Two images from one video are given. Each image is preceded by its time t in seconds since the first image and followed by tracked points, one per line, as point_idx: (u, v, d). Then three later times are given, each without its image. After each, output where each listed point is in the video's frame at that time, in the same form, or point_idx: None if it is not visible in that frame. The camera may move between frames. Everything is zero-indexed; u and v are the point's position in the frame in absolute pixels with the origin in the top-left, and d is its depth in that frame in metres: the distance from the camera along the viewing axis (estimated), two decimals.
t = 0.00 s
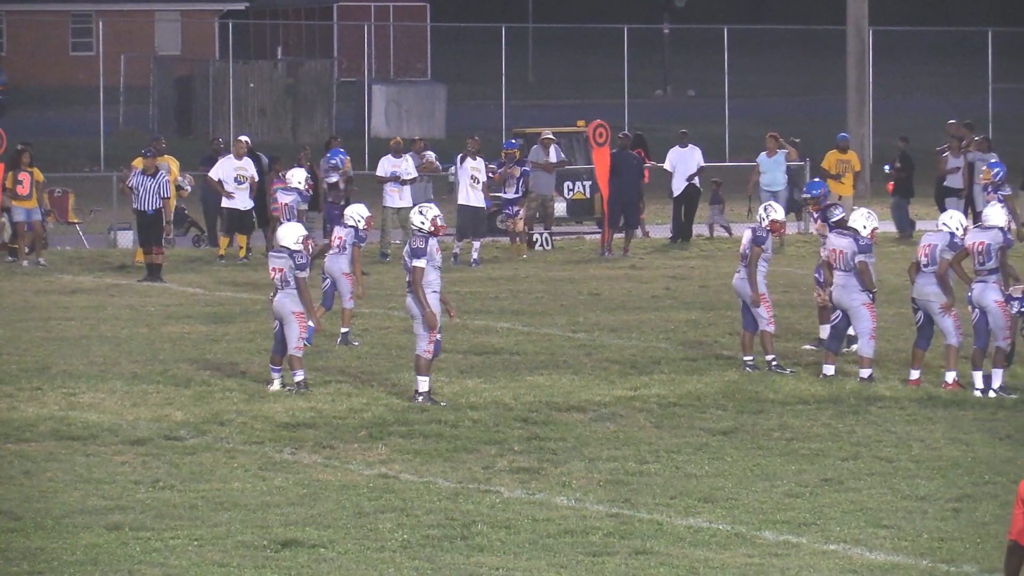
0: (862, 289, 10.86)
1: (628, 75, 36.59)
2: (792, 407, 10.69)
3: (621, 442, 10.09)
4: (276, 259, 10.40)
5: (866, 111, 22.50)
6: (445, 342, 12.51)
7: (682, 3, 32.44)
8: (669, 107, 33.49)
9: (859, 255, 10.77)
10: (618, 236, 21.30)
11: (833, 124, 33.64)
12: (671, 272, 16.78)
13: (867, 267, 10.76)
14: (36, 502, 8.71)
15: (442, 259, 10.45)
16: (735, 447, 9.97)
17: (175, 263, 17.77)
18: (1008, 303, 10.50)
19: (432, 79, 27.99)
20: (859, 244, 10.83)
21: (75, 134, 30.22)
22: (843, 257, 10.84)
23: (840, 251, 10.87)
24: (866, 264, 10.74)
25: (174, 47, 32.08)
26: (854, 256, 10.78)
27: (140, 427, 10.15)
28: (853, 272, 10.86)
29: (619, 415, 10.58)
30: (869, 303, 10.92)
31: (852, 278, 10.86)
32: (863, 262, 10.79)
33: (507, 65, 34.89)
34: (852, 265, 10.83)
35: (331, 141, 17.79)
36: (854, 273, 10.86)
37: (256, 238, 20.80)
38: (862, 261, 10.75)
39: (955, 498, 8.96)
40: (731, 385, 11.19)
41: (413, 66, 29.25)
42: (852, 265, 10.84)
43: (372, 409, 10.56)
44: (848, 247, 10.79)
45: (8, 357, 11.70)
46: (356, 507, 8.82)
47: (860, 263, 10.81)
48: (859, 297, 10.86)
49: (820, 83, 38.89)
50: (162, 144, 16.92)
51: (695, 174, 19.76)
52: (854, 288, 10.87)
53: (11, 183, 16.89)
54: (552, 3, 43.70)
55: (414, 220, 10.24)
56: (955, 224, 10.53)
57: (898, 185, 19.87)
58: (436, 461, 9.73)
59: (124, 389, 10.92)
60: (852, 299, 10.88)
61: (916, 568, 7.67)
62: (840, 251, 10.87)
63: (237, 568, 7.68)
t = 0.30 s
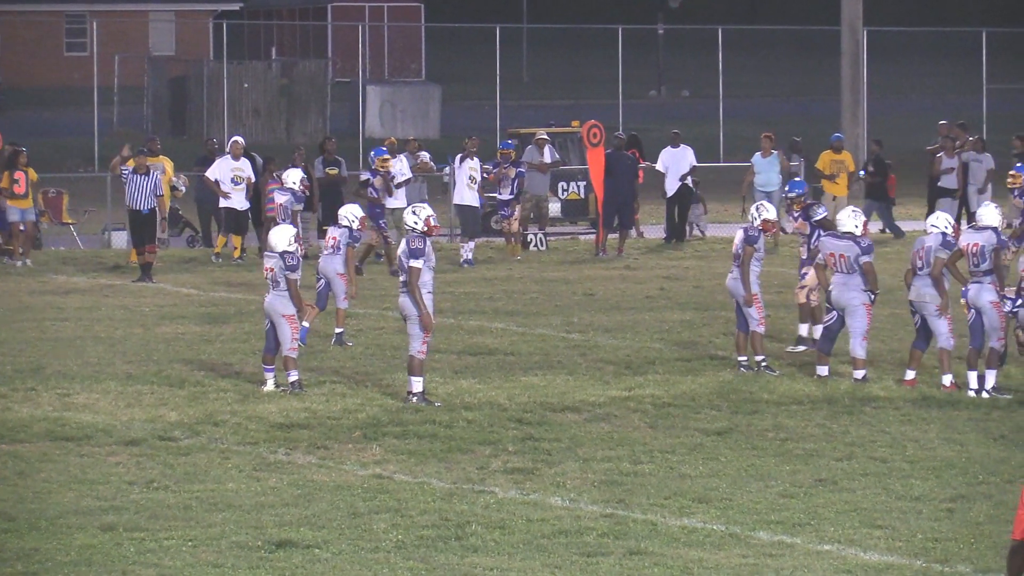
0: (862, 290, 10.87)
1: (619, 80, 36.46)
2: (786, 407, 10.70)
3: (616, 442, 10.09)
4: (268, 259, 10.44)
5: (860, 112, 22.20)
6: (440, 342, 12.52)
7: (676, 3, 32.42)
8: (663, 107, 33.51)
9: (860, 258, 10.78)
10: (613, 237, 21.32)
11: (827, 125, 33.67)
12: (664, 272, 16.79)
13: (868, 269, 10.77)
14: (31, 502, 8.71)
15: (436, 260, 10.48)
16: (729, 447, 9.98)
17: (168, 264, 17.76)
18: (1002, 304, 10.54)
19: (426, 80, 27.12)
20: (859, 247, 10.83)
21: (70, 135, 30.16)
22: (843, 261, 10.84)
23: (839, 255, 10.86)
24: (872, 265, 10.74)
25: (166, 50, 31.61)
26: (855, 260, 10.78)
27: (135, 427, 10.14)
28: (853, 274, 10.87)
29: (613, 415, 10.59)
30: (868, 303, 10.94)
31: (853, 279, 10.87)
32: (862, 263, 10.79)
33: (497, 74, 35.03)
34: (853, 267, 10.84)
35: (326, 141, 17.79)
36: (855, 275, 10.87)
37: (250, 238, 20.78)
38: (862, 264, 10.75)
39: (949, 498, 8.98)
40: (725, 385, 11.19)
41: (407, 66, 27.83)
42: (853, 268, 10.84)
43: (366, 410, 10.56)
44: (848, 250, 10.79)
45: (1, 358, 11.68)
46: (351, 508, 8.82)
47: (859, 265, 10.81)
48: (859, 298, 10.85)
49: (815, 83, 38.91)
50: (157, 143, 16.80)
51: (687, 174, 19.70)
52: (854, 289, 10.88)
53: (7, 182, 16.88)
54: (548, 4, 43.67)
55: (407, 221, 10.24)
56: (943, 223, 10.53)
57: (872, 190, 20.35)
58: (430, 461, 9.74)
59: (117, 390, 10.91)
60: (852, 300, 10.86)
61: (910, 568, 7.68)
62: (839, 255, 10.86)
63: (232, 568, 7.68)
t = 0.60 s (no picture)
0: (849, 290, 10.88)
1: (625, 81, 35.16)
2: (771, 408, 10.71)
3: (601, 443, 10.10)
4: (257, 260, 10.35)
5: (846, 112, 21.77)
6: (425, 343, 12.52)
7: (663, 3, 32.36)
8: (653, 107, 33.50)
9: (849, 258, 10.78)
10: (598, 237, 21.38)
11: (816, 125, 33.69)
12: (649, 272, 16.81)
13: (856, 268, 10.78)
14: (15, 504, 8.69)
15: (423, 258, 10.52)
16: (715, 448, 9.98)
17: (153, 264, 17.73)
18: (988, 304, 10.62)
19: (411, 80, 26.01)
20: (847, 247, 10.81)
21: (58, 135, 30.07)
22: (831, 261, 10.84)
23: (827, 255, 10.85)
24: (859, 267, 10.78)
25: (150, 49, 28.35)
26: (843, 259, 10.78)
27: (120, 428, 10.12)
28: (840, 274, 10.87)
29: (599, 415, 10.59)
30: (855, 303, 10.93)
31: (841, 279, 10.88)
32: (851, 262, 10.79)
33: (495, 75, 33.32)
34: (841, 267, 10.84)
35: (311, 141, 17.76)
36: (842, 275, 10.88)
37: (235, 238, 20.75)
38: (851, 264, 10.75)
39: (934, 499, 8.99)
40: (710, 385, 11.20)
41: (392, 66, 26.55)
42: (841, 268, 10.85)
43: (352, 410, 10.55)
44: (835, 250, 10.78)
45: None
46: (336, 508, 8.81)
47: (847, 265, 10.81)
48: (846, 298, 10.85)
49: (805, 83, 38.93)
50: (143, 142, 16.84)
51: (670, 175, 19.67)
52: (840, 289, 10.89)
53: None
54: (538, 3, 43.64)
55: (394, 221, 10.25)
56: (932, 223, 10.53)
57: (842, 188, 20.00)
58: (416, 462, 9.73)
59: (102, 390, 10.89)
60: (839, 300, 10.86)
61: (895, 569, 7.69)
62: (827, 255, 10.85)
63: (216, 569, 7.65)
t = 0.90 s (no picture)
0: (828, 288, 10.90)
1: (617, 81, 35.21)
2: (750, 406, 10.70)
3: (578, 442, 10.09)
4: (237, 259, 10.28)
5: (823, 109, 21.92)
6: (403, 341, 12.51)
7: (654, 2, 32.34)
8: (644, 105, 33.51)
9: (829, 258, 10.80)
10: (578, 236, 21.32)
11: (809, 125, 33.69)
12: (632, 271, 16.81)
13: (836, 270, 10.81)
14: None
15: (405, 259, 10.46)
16: (692, 447, 9.97)
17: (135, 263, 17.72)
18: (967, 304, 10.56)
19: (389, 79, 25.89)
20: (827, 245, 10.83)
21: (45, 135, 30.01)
22: (811, 257, 10.83)
23: (809, 249, 10.85)
24: (838, 267, 10.81)
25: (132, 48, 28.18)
26: (823, 257, 10.79)
27: (97, 426, 10.11)
28: (819, 271, 10.87)
29: (576, 414, 10.58)
30: (833, 301, 10.95)
31: (818, 277, 10.89)
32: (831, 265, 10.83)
33: (494, 79, 31.20)
34: (821, 265, 10.84)
35: (289, 141, 17.84)
36: (822, 273, 10.88)
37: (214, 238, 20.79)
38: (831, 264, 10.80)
39: (913, 497, 8.98)
40: (688, 383, 11.19)
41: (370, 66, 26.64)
42: (821, 265, 10.85)
43: (329, 409, 10.54)
44: (815, 247, 10.79)
45: None
46: (314, 507, 8.81)
47: (827, 264, 10.83)
48: (824, 295, 10.87)
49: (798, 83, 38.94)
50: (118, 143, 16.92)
51: (648, 172, 19.75)
52: (820, 286, 10.89)
53: None
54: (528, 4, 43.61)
55: (375, 220, 10.25)
56: (911, 223, 10.51)
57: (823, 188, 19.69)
58: (393, 461, 9.72)
59: (80, 388, 10.89)
60: (815, 297, 10.88)
61: (873, 567, 7.67)
62: (808, 249, 10.85)
63: (194, 568, 7.65)
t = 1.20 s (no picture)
0: (805, 292, 10.92)
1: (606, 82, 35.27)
2: (729, 405, 10.70)
3: (557, 441, 10.08)
4: (215, 260, 10.27)
5: (802, 108, 22.08)
6: (382, 341, 12.53)
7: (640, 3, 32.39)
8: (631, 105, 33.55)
9: (815, 265, 10.84)
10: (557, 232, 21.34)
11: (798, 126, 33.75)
12: (610, 271, 16.83)
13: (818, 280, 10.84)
14: None
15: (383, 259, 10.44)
16: (671, 446, 9.97)
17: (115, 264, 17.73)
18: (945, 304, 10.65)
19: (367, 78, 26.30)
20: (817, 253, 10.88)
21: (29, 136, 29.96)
22: (797, 258, 10.88)
23: (798, 251, 10.93)
24: (821, 278, 10.85)
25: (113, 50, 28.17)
26: (809, 262, 10.84)
27: (75, 426, 10.09)
28: (799, 274, 10.88)
29: (555, 413, 10.58)
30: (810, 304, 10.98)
31: (793, 281, 10.89)
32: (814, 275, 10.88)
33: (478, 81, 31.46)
34: (804, 270, 10.88)
35: (267, 140, 17.87)
36: (803, 277, 10.91)
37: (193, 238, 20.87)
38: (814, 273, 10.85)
39: (891, 497, 8.98)
40: (667, 383, 11.21)
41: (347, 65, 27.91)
42: (803, 269, 10.88)
43: (307, 409, 10.54)
44: (805, 249, 10.86)
45: None
46: (292, 507, 8.81)
47: (811, 271, 10.88)
48: (799, 299, 10.87)
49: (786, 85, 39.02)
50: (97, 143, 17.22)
51: (624, 173, 19.92)
52: (796, 288, 10.91)
53: None
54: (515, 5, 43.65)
55: (355, 220, 10.25)
56: (885, 222, 10.53)
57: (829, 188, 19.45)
58: (371, 461, 9.71)
59: (59, 388, 10.89)
60: (789, 302, 10.89)
61: (852, 567, 7.66)
62: (796, 251, 10.95)
63: (172, 568, 7.64)
